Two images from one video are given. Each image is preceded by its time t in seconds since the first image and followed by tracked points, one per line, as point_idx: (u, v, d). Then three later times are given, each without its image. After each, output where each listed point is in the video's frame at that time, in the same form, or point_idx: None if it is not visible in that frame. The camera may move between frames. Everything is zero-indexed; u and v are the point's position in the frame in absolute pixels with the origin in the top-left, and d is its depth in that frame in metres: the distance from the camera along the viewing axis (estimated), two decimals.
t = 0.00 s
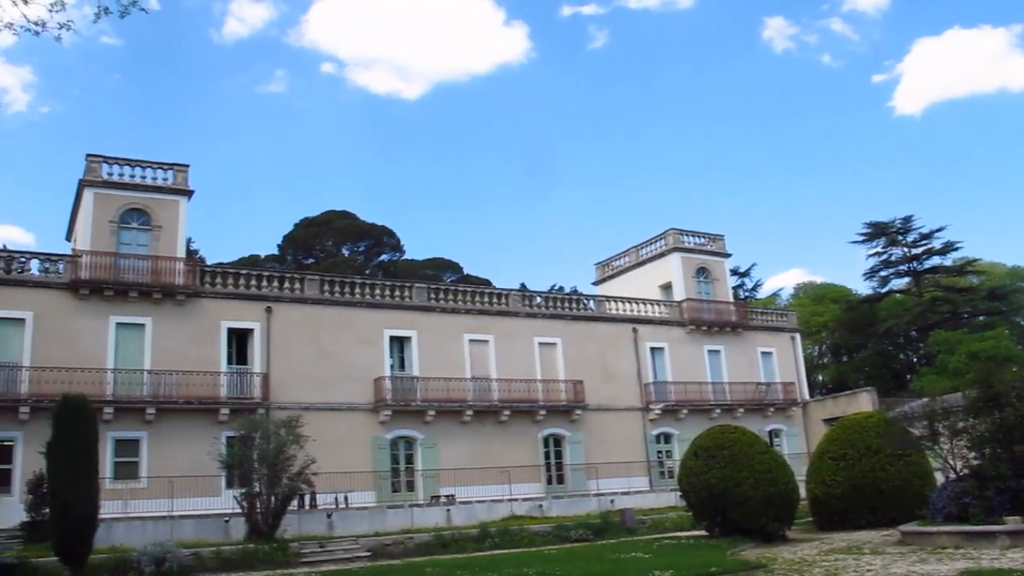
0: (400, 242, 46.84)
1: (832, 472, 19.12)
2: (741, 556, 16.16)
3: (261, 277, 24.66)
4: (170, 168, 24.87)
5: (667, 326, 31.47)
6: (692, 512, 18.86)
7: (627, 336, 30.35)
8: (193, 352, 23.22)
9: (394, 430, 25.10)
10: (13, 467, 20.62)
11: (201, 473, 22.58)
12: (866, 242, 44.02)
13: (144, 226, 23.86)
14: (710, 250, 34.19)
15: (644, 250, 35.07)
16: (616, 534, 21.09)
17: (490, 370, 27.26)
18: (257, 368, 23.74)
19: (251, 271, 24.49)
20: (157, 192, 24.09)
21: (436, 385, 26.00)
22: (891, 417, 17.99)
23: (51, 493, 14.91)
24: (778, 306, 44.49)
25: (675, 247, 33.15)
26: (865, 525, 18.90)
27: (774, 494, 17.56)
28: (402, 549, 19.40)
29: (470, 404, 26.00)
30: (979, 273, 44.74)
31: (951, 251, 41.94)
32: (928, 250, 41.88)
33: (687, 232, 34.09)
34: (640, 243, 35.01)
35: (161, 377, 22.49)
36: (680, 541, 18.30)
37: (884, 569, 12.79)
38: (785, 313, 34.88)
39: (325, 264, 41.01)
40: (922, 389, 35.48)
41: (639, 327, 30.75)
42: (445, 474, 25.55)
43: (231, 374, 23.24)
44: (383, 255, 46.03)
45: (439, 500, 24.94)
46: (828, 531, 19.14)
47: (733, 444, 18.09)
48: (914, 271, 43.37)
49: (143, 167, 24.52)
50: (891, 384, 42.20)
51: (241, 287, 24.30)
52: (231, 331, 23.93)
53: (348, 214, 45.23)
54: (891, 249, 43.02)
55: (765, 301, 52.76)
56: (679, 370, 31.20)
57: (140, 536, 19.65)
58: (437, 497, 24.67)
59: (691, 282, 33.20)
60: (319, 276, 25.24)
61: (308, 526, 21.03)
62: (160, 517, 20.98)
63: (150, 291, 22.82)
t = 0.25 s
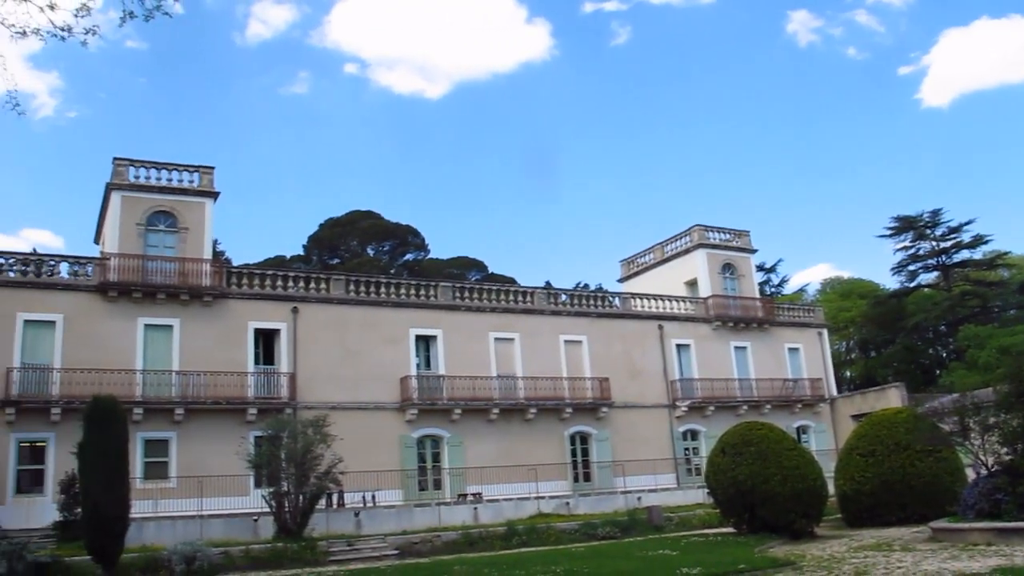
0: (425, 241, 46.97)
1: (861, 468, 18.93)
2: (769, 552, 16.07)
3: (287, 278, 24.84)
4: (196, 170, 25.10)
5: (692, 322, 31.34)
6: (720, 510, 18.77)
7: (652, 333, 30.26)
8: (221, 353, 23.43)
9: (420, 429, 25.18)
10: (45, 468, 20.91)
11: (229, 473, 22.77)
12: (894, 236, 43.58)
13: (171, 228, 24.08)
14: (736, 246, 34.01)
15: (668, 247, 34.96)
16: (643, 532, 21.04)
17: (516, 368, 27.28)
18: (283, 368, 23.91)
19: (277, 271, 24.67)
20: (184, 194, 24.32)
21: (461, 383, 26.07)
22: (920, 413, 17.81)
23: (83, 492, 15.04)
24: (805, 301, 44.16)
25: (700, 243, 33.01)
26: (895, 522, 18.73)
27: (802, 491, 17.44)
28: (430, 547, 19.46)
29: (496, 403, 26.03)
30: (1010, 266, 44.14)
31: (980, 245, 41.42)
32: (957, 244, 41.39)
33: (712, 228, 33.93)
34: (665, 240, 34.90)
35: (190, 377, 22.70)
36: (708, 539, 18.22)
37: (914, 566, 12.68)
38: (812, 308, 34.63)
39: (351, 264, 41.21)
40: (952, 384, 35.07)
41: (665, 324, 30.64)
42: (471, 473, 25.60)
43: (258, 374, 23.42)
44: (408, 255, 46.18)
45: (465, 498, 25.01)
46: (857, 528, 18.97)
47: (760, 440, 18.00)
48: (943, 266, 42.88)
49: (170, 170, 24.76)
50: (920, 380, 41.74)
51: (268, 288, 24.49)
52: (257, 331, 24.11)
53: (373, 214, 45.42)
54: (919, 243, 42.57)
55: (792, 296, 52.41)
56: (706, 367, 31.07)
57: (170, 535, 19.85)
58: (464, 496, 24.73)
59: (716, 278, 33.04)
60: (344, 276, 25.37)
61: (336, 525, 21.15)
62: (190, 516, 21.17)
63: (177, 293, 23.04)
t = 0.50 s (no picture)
0: (447, 238, 47.00)
1: (888, 464, 18.76)
2: (796, 549, 15.95)
3: (311, 276, 24.98)
4: (220, 169, 25.26)
5: (717, 318, 31.18)
6: (746, 506, 18.65)
7: (676, 328, 30.13)
8: (246, 351, 23.59)
9: (445, 426, 25.24)
10: (74, 465, 21.13)
11: (255, 469, 22.92)
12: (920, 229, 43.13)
13: (195, 228, 24.27)
14: (760, 241, 33.77)
15: (692, 242, 34.79)
16: (668, 528, 20.96)
17: (539, 364, 27.27)
18: (308, 365, 24.04)
19: (300, 270, 24.81)
20: (208, 193, 24.48)
21: (485, 380, 26.10)
22: (949, 408, 17.62)
23: (111, 491, 15.17)
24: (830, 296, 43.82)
25: (723, 238, 32.82)
26: (923, 518, 18.47)
27: (829, 487, 17.30)
28: (455, 544, 19.48)
29: (520, 399, 26.03)
30: None
31: (1008, 237, 40.90)
32: (985, 236, 40.89)
33: (736, 223, 33.72)
34: (688, 235, 34.73)
35: (215, 375, 22.87)
36: (734, 535, 18.12)
37: (944, 563, 12.54)
38: (837, 303, 34.35)
39: (374, 262, 41.34)
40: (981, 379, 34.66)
41: (689, 320, 30.51)
42: (496, 469, 25.63)
43: (283, 372, 23.56)
44: (431, 251, 46.24)
45: (490, 494, 25.04)
46: (885, 524, 18.78)
47: (786, 436, 17.89)
48: (971, 259, 42.38)
49: (194, 170, 24.94)
50: (948, 375, 41.29)
51: (292, 286, 24.63)
52: (282, 329, 24.25)
53: (396, 212, 45.51)
54: (946, 236, 42.09)
55: (817, 291, 52.04)
56: (730, 362, 30.90)
57: (197, 532, 20.02)
58: (488, 493, 24.75)
59: (740, 273, 32.83)
60: (368, 273, 25.45)
61: (362, 522, 21.22)
62: (216, 513, 21.33)
63: (202, 291, 23.21)
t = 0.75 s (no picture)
0: (473, 239, 47.07)
1: (920, 463, 18.54)
2: (826, 549, 15.81)
3: (337, 278, 25.13)
4: (247, 172, 25.47)
5: (744, 316, 30.98)
6: (775, 506, 18.50)
7: (704, 327, 29.97)
8: (274, 353, 23.76)
9: (472, 426, 25.28)
10: (106, 466, 21.41)
11: (284, 470, 23.09)
12: (950, 225, 42.61)
13: (223, 231, 24.49)
14: (787, 238, 33.50)
15: (718, 240, 34.59)
16: (697, 528, 20.85)
17: (566, 364, 27.24)
18: (336, 366, 24.17)
19: (327, 271, 24.96)
20: (235, 197, 24.69)
21: (512, 380, 26.11)
22: (982, 407, 17.39)
23: (142, 491, 15.36)
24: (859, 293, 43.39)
25: (750, 236, 32.60)
26: (955, 518, 18.23)
27: (859, 486, 17.12)
28: (483, 544, 19.49)
29: (547, 399, 26.02)
30: None
31: None
32: (1017, 231, 40.31)
33: (763, 220, 33.47)
34: (714, 233, 34.53)
35: (243, 377, 23.05)
36: (763, 535, 17.99)
37: (979, 564, 12.38)
38: (866, 300, 34.00)
39: (400, 263, 41.49)
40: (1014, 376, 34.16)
41: (716, 318, 30.34)
42: (523, 469, 25.63)
43: (311, 373, 23.71)
44: (457, 252, 46.33)
45: (518, 495, 25.05)
46: (917, 524, 18.55)
47: (815, 435, 17.74)
48: (1003, 254, 41.78)
49: (221, 173, 25.16)
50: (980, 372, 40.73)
51: (320, 288, 24.78)
52: (309, 331, 24.39)
53: (422, 213, 45.65)
54: (977, 232, 41.54)
55: (846, 288, 51.56)
56: (758, 361, 30.69)
57: (227, 532, 20.19)
58: (516, 493, 24.75)
59: (768, 271, 32.59)
60: (394, 275, 25.55)
61: (390, 522, 21.27)
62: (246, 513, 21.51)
63: (230, 294, 23.40)
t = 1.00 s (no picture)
0: (499, 238, 47.09)
1: (955, 460, 18.31)
2: (860, 547, 15.65)
3: (365, 277, 25.25)
4: (275, 173, 25.65)
5: (773, 313, 30.74)
6: (806, 504, 18.32)
7: (732, 324, 29.78)
8: (303, 353, 23.92)
9: (500, 425, 25.30)
10: (139, 466, 21.65)
11: (314, 469, 23.24)
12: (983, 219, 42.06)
13: (252, 231, 24.68)
14: (816, 234, 33.22)
15: (746, 237, 34.38)
16: (728, 526, 20.73)
17: (595, 362, 27.18)
18: (364, 366, 24.29)
19: (355, 271, 25.09)
20: (263, 198, 24.87)
21: (540, 379, 26.09)
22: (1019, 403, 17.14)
23: (173, 490, 15.50)
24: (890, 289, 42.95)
25: (779, 232, 32.36)
26: (992, 516, 17.98)
27: (892, 484, 16.93)
28: (513, 542, 19.50)
29: (575, 398, 25.98)
30: None
31: None
32: None
33: (791, 216, 33.22)
34: (742, 229, 34.32)
35: (273, 377, 23.22)
36: (795, 533, 17.83)
37: (1017, 562, 12.21)
38: (897, 296, 33.64)
39: (427, 262, 41.61)
40: None
41: (745, 315, 30.14)
42: (552, 468, 25.61)
43: (340, 373, 23.84)
44: (483, 251, 46.38)
45: (547, 493, 25.05)
46: (953, 523, 18.31)
47: (846, 432, 17.58)
48: None
49: (250, 175, 25.36)
50: (1014, 368, 40.18)
51: (348, 288, 24.92)
52: (338, 331, 24.52)
53: (448, 213, 45.73)
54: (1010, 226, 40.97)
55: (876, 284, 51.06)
56: (788, 358, 30.45)
57: (257, 532, 20.28)
58: (545, 491, 24.75)
59: (797, 267, 32.33)
60: (422, 274, 25.62)
61: (418, 521, 21.25)
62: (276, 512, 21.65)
63: (259, 294, 23.59)
